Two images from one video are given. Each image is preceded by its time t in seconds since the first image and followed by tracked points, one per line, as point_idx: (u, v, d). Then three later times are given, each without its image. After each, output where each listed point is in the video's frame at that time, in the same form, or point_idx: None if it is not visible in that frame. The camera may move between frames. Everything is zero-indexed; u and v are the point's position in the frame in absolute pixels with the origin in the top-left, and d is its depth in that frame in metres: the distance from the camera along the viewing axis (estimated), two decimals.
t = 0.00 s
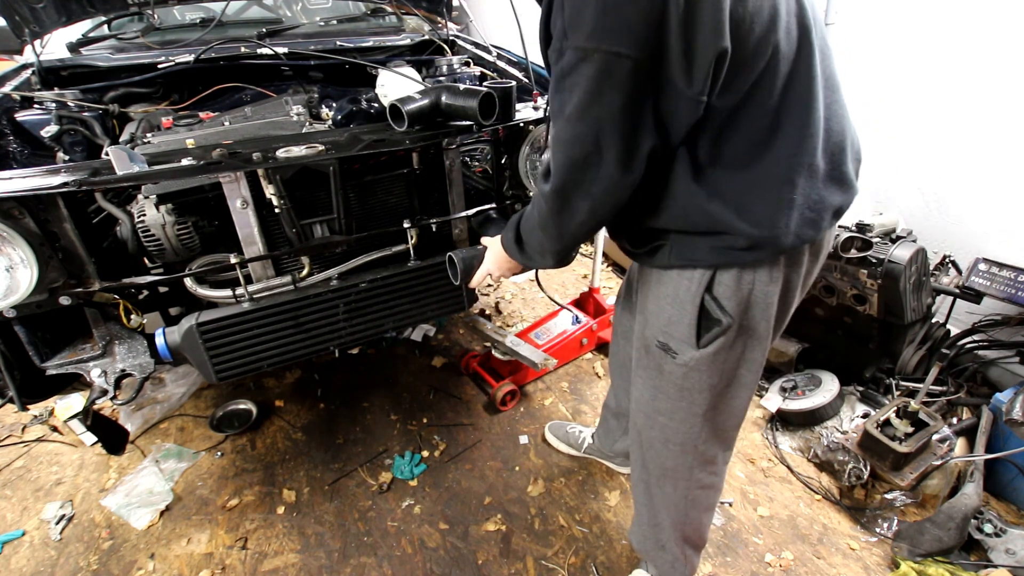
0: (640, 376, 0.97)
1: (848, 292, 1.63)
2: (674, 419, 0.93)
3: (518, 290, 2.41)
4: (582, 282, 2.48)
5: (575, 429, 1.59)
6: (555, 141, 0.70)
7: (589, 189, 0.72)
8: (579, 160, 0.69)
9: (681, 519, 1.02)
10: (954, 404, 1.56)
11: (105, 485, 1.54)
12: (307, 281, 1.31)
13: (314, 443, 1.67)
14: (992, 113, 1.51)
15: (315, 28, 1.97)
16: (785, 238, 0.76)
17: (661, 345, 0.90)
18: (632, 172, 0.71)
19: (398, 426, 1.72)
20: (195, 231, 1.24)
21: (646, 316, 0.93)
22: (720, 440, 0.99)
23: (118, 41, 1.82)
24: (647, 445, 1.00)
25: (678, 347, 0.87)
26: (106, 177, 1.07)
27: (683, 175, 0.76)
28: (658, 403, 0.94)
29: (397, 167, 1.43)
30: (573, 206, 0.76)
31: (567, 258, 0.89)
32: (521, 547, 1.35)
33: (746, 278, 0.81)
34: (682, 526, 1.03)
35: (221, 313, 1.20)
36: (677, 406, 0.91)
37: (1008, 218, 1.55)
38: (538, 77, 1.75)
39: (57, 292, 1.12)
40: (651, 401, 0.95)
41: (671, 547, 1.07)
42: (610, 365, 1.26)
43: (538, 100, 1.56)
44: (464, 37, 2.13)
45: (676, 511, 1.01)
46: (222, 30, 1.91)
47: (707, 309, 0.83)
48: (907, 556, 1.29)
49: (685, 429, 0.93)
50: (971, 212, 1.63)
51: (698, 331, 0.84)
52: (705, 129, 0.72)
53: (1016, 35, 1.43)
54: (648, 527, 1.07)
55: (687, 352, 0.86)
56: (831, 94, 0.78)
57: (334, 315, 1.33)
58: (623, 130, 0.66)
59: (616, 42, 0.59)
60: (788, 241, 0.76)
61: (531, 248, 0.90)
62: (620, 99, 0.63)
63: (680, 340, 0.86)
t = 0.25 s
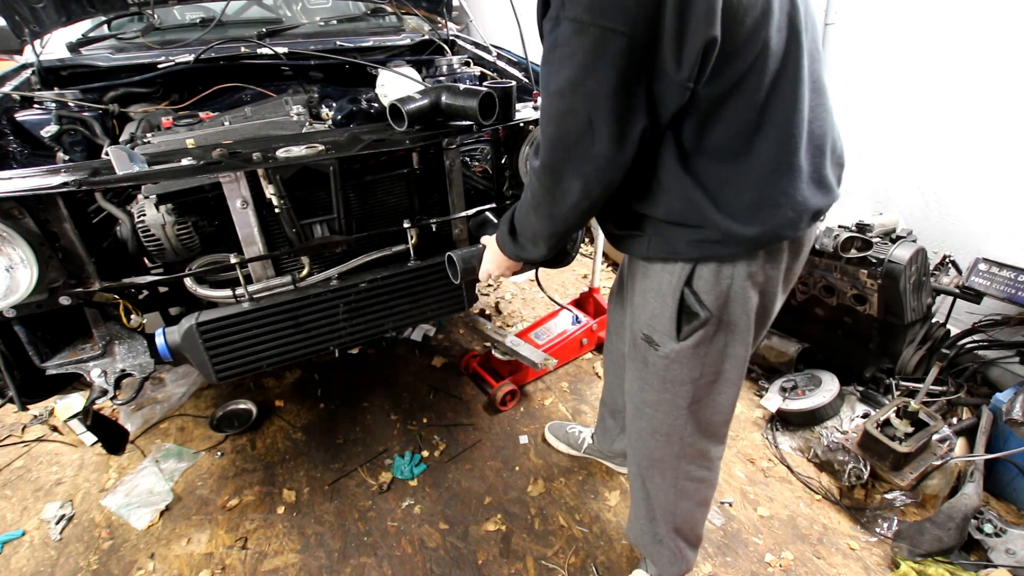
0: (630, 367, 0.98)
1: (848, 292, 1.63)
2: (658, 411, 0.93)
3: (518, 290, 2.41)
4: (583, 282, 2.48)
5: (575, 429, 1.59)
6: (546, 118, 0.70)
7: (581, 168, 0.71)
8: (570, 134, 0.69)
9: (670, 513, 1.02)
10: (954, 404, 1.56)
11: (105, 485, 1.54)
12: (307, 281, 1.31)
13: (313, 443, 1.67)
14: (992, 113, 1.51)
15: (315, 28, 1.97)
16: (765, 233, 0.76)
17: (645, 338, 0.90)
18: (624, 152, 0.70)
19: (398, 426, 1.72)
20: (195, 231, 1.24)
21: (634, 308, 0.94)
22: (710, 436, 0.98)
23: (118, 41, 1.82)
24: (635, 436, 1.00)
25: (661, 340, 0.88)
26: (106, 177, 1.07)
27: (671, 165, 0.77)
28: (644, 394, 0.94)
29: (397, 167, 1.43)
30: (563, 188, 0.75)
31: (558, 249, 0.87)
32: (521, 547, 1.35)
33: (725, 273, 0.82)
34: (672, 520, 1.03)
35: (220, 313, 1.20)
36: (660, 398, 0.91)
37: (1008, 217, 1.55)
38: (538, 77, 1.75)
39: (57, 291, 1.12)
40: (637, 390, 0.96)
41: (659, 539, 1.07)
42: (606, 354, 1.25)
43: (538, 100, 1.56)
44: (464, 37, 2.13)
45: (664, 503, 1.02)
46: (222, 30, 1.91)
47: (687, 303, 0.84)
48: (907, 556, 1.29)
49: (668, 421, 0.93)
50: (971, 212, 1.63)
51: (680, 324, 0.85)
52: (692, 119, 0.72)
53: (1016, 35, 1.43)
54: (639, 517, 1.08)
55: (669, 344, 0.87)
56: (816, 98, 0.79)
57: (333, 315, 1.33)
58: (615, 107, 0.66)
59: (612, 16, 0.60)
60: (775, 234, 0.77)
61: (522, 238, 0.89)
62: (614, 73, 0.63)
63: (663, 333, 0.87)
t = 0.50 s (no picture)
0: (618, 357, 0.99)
1: (848, 292, 1.63)
2: (641, 399, 0.94)
3: (518, 290, 2.41)
4: (583, 282, 2.48)
5: (575, 429, 1.60)
6: (563, 80, 0.66)
7: (597, 131, 0.67)
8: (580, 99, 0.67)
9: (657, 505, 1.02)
10: (954, 404, 1.56)
11: (105, 485, 1.54)
12: (307, 281, 1.31)
13: (313, 443, 1.67)
14: (992, 113, 1.51)
15: (315, 28, 1.97)
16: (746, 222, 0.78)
17: (629, 326, 0.91)
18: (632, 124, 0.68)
19: (398, 426, 1.72)
20: (195, 231, 1.24)
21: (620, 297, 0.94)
22: (700, 429, 0.98)
23: (118, 41, 1.82)
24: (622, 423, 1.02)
25: (642, 328, 0.88)
26: (106, 177, 1.07)
27: (665, 148, 0.77)
28: (629, 381, 0.96)
29: (396, 167, 1.43)
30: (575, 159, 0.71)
31: (561, 235, 0.82)
32: (521, 547, 1.35)
33: (704, 261, 0.81)
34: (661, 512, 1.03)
35: (220, 313, 1.20)
36: (643, 386, 0.92)
37: (1008, 217, 1.55)
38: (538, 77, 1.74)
39: (57, 291, 1.12)
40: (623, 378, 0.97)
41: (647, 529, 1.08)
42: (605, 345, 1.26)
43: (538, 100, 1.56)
44: (464, 37, 2.13)
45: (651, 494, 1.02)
46: (222, 30, 1.91)
47: (666, 291, 0.84)
48: (907, 556, 1.29)
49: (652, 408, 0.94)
50: (970, 212, 1.63)
51: (661, 312, 0.85)
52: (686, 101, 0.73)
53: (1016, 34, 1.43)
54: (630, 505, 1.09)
55: (649, 332, 0.87)
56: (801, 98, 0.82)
57: (333, 315, 1.33)
58: (637, 68, 0.64)
59: None
60: (759, 223, 0.78)
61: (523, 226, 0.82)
62: (637, 30, 0.61)
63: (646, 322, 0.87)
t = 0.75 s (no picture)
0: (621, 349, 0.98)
1: (848, 292, 1.63)
2: (646, 394, 0.94)
3: (518, 290, 2.41)
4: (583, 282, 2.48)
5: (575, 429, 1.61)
6: (642, 36, 0.62)
7: (676, 91, 0.64)
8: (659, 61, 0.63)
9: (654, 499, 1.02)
10: (954, 404, 1.56)
11: (105, 485, 1.54)
12: (307, 281, 1.31)
13: (314, 443, 1.67)
14: (992, 112, 1.51)
15: (314, 28, 1.98)
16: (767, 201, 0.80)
17: (636, 320, 0.90)
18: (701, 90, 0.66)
19: (398, 426, 1.72)
20: (195, 231, 1.24)
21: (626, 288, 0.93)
22: (701, 422, 0.98)
23: (118, 42, 1.82)
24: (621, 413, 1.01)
25: (650, 321, 0.88)
26: (106, 177, 1.07)
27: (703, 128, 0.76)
28: (632, 373, 0.95)
29: (396, 167, 1.43)
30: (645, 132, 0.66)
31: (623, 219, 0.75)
32: (521, 547, 1.35)
33: (715, 248, 0.82)
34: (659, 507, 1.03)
35: (221, 313, 1.21)
36: (649, 380, 0.92)
37: (1008, 217, 1.55)
38: (538, 77, 1.70)
39: (57, 292, 1.12)
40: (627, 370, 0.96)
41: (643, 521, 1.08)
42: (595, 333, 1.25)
43: (538, 99, 1.56)
44: (464, 37, 2.13)
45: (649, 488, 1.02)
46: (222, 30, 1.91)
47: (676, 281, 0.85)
48: (907, 556, 1.29)
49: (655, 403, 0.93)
50: (970, 212, 1.63)
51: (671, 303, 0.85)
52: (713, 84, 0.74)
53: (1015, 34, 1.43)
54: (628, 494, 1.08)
55: (659, 324, 0.87)
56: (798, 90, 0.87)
57: (334, 315, 1.32)
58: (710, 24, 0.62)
59: None
60: (775, 202, 0.81)
61: (581, 206, 0.75)
62: None
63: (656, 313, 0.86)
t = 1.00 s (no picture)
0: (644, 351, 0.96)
1: (848, 292, 1.63)
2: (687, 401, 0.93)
3: (518, 290, 2.41)
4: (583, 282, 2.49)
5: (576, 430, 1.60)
6: None
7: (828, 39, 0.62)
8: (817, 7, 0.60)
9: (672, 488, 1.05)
10: (954, 404, 1.57)
11: (105, 485, 1.54)
12: (307, 281, 1.31)
13: (314, 443, 1.67)
14: (993, 113, 1.51)
15: (315, 28, 1.97)
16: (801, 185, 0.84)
17: (677, 328, 0.88)
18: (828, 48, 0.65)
19: (398, 426, 1.72)
20: (195, 231, 1.24)
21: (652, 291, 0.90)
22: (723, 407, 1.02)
23: (118, 41, 1.82)
24: (634, 404, 1.02)
25: (695, 328, 0.86)
26: (106, 177, 1.07)
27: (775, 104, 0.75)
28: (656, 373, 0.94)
29: (397, 167, 1.43)
30: (783, 111, 0.63)
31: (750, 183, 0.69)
32: (521, 547, 1.35)
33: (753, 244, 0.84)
34: (677, 492, 1.07)
35: (220, 313, 1.21)
36: (695, 386, 0.90)
37: (1008, 218, 1.55)
38: (538, 77, 1.70)
39: (57, 291, 1.12)
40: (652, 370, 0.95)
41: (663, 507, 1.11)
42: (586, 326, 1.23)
43: (538, 99, 1.56)
44: (465, 37, 2.13)
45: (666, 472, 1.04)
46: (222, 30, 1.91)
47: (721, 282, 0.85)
48: (907, 556, 1.29)
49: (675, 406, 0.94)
50: (970, 212, 1.63)
51: (721, 308, 0.84)
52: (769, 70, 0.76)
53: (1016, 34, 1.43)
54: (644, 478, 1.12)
55: (706, 329, 0.86)
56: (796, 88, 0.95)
57: (333, 315, 1.32)
58: None
59: None
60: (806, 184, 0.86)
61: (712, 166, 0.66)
62: None
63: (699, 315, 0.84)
